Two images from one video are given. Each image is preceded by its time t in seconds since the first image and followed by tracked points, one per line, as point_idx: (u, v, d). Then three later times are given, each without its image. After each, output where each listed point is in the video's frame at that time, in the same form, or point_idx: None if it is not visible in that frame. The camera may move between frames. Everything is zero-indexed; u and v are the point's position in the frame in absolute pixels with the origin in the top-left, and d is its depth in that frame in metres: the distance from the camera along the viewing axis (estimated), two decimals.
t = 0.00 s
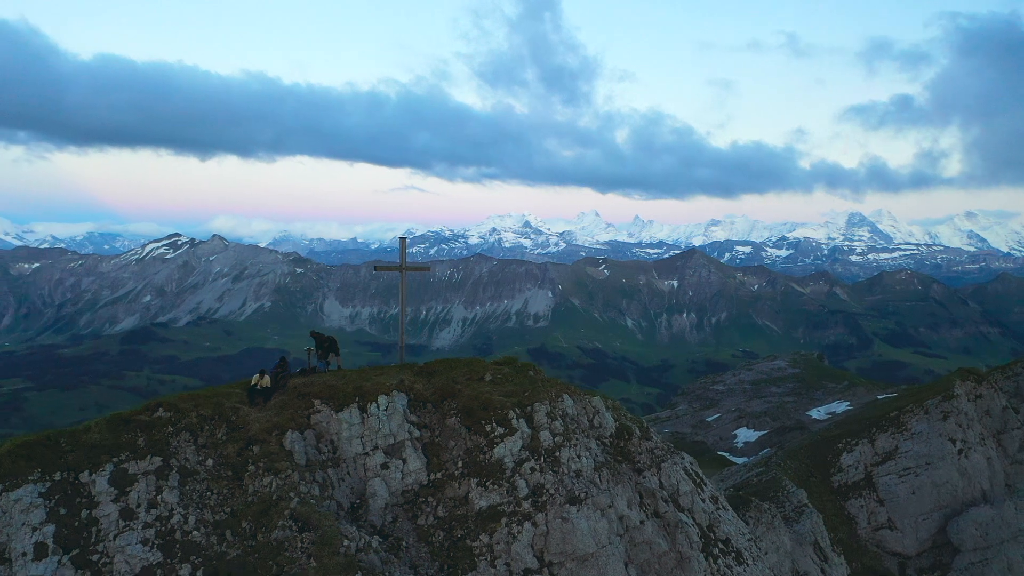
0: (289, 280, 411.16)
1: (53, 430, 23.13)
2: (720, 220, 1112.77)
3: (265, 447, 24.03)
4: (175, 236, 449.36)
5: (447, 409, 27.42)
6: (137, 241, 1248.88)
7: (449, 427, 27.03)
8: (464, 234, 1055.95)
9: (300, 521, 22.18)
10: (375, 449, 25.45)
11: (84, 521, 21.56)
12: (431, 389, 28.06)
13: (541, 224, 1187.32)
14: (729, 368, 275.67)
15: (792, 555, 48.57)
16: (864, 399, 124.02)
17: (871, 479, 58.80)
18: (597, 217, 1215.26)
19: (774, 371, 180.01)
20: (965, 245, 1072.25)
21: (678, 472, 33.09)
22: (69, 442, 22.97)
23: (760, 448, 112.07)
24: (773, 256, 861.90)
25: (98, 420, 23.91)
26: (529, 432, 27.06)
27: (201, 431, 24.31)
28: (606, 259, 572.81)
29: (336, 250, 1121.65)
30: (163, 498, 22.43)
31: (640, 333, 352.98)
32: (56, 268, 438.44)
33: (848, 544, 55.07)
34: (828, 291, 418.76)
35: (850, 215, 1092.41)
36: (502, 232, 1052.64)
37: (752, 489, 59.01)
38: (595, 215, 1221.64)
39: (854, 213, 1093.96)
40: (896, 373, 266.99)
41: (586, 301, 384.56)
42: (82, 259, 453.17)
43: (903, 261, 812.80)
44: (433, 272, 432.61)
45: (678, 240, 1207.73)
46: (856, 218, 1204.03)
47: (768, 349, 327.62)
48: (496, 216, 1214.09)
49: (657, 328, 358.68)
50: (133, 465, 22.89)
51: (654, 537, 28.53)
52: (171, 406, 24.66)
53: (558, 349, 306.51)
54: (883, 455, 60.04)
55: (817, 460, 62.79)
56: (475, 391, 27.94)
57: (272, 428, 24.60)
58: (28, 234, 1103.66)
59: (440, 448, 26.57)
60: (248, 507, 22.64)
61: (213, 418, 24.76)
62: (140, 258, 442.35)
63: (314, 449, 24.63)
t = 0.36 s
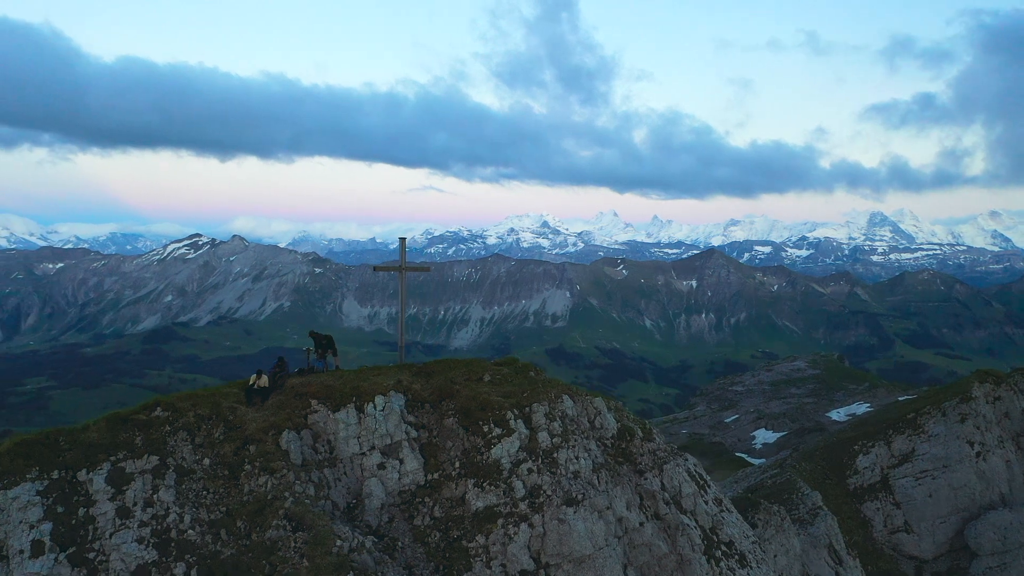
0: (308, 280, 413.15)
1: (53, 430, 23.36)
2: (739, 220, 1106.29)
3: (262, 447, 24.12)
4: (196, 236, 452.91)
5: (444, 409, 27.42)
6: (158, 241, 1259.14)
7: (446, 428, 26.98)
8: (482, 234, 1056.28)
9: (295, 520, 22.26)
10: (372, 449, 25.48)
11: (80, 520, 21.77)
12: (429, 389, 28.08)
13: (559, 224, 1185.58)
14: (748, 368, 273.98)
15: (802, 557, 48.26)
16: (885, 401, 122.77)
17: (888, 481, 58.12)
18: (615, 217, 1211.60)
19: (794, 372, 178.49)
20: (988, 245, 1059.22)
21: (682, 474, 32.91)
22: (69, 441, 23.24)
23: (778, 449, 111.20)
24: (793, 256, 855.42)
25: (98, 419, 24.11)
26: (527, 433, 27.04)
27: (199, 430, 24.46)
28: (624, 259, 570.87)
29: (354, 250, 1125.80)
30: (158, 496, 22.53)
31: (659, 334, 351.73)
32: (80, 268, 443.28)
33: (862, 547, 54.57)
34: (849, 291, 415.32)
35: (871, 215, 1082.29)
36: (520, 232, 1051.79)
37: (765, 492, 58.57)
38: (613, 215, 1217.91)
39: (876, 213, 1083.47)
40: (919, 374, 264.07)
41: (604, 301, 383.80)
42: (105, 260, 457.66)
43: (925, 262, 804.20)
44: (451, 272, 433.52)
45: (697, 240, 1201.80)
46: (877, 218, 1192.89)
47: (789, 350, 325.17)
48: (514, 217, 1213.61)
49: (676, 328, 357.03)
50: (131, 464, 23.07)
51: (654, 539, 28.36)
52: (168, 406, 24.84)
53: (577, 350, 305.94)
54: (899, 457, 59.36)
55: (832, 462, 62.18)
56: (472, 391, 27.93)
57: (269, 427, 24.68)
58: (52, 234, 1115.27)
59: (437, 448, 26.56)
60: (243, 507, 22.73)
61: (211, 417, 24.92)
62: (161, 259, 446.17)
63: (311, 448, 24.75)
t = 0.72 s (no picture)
0: (328, 279, 415.35)
1: (52, 429, 23.58)
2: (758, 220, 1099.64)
3: (258, 447, 24.22)
4: (217, 237, 456.27)
5: (441, 410, 27.41)
6: (181, 241, 1269.84)
7: (444, 428, 26.95)
8: (500, 234, 1057.37)
9: (290, 520, 22.36)
10: (368, 450, 25.52)
11: (77, 518, 21.95)
12: (428, 389, 28.09)
13: (577, 224, 1184.46)
14: (768, 369, 271.89)
15: (812, 560, 47.81)
16: (907, 403, 121.43)
17: (904, 484, 57.55)
18: (634, 217, 1207.15)
19: (814, 373, 176.73)
20: (1013, 245, 1045.43)
21: (686, 476, 32.69)
22: (67, 440, 23.42)
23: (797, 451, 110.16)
24: (814, 256, 848.97)
25: (97, 418, 24.30)
26: (524, 434, 26.94)
27: (196, 429, 24.60)
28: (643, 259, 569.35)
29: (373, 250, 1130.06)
30: (155, 495, 22.72)
31: (677, 334, 350.56)
32: (103, 268, 447.97)
33: (878, 550, 54.00)
34: (870, 292, 411.50)
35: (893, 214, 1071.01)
36: (538, 232, 1052.26)
37: (779, 494, 58.19)
38: (632, 214, 1213.43)
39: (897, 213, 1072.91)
40: (941, 375, 261.10)
41: (622, 301, 383.10)
42: (127, 260, 462.89)
43: (948, 262, 795.14)
44: (469, 272, 434.16)
45: (716, 240, 1195.88)
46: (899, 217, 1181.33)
47: (809, 351, 322.81)
48: (533, 217, 1213.81)
49: (695, 329, 355.34)
50: (129, 463, 23.26)
51: (653, 541, 28.17)
52: (168, 406, 25.06)
53: (595, 350, 304.98)
54: (916, 459, 58.74)
55: (848, 465, 61.70)
56: (471, 392, 27.92)
57: (266, 428, 24.77)
58: (77, 235, 1131.17)
59: (435, 449, 26.48)
60: (239, 507, 22.84)
61: (208, 416, 25.07)
62: (183, 259, 449.87)
63: (309, 448, 24.84)
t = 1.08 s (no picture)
0: (347, 279, 417.02)
1: (52, 428, 23.82)
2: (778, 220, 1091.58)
3: (254, 446, 24.29)
4: (238, 237, 459.61)
5: (439, 410, 27.38)
6: (202, 241, 1280.91)
7: (442, 429, 26.91)
8: (519, 234, 1057.75)
9: (284, 520, 22.39)
10: (366, 450, 25.55)
11: (75, 516, 22.13)
12: (426, 390, 28.04)
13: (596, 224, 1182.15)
14: (788, 370, 269.73)
15: (823, 563, 47.36)
16: (929, 405, 119.95)
17: (921, 487, 56.93)
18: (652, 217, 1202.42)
19: (835, 374, 174.95)
20: None
21: (690, 479, 32.48)
22: (66, 440, 23.62)
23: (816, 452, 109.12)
24: (835, 256, 841.40)
25: (96, 417, 24.49)
26: (522, 435, 26.87)
27: (194, 428, 24.73)
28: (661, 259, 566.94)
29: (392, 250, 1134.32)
30: (151, 494, 22.83)
31: (696, 334, 348.79)
32: (125, 268, 452.65)
33: (894, 553, 53.32)
34: (892, 292, 407.26)
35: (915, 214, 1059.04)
36: (556, 232, 1051.59)
37: (794, 496, 57.68)
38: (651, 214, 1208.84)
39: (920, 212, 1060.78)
40: (965, 376, 257.86)
41: (640, 301, 381.81)
42: (149, 260, 467.53)
43: (972, 262, 785.03)
44: (487, 272, 434.41)
45: (735, 240, 1188.66)
46: (922, 217, 1167.93)
47: (829, 352, 320.03)
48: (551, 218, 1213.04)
49: (714, 329, 353.07)
50: (126, 461, 23.41)
51: (654, 543, 27.99)
52: (166, 404, 25.18)
53: (613, 351, 304.14)
54: (934, 462, 58.09)
55: (864, 467, 61.06)
56: (469, 392, 27.89)
57: (263, 427, 24.85)
58: (100, 235, 1145.24)
59: (433, 449, 26.49)
60: (235, 506, 22.92)
61: (206, 416, 25.22)
62: (204, 259, 453.64)
63: (306, 448, 24.90)
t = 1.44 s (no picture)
0: (366, 279, 419.00)
1: (53, 426, 24.05)
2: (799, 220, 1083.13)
3: (251, 446, 24.42)
4: (258, 237, 462.80)
5: (438, 411, 27.38)
6: (223, 241, 1290.79)
7: (440, 429, 26.90)
8: (537, 234, 1057.77)
9: (279, 518, 22.47)
10: (363, 450, 25.57)
11: (73, 514, 22.32)
12: (424, 390, 28.05)
13: (615, 224, 1178.96)
14: (808, 371, 267.59)
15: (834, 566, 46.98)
16: (952, 407, 118.31)
17: (939, 490, 56.32)
18: (672, 217, 1196.58)
19: (857, 375, 173.20)
20: None
21: (694, 481, 32.27)
22: (66, 438, 23.84)
23: (835, 454, 108.05)
24: (856, 256, 833.06)
25: (97, 417, 24.70)
26: (520, 436, 26.79)
27: (193, 427, 24.90)
28: (680, 260, 564.53)
29: (411, 250, 1138.09)
30: (150, 492, 23.02)
31: (716, 335, 346.63)
32: (148, 268, 457.45)
33: (911, 557, 52.80)
34: (915, 293, 402.52)
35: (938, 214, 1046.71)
36: (575, 232, 1050.44)
37: (809, 499, 57.22)
38: (670, 214, 1204.04)
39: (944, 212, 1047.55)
40: (989, 378, 254.19)
41: (659, 301, 380.22)
42: (171, 260, 472.12)
43: (997, 262, 773.81)
44: (506, 272, 434.47)
45: (755, 240, 1180.01)
46: (946, 217, 1152.85)
47: (851, 353, 316.85)
48: (570, 218, 1211.15)
49: (733, 330, 350.64)
50: (125, 460, 23.59)
51: (653, 545, 27.82)
52: (165, 404, 25.36)
53: (632, 351, 303.30)
54: (952, 465, 57.41)
55: (880, 469, 60.41)
56: (468, 392, 27.89)
57: (261, 427, 24.95)
58: (123, 235, 1158.35)
59: (431, 449, 26.48)
60: (231, 505, 23.02)
61: (205, 415, 25.39)
62: (225, 259, 457.18)
63: (304, 447, 25.03)
